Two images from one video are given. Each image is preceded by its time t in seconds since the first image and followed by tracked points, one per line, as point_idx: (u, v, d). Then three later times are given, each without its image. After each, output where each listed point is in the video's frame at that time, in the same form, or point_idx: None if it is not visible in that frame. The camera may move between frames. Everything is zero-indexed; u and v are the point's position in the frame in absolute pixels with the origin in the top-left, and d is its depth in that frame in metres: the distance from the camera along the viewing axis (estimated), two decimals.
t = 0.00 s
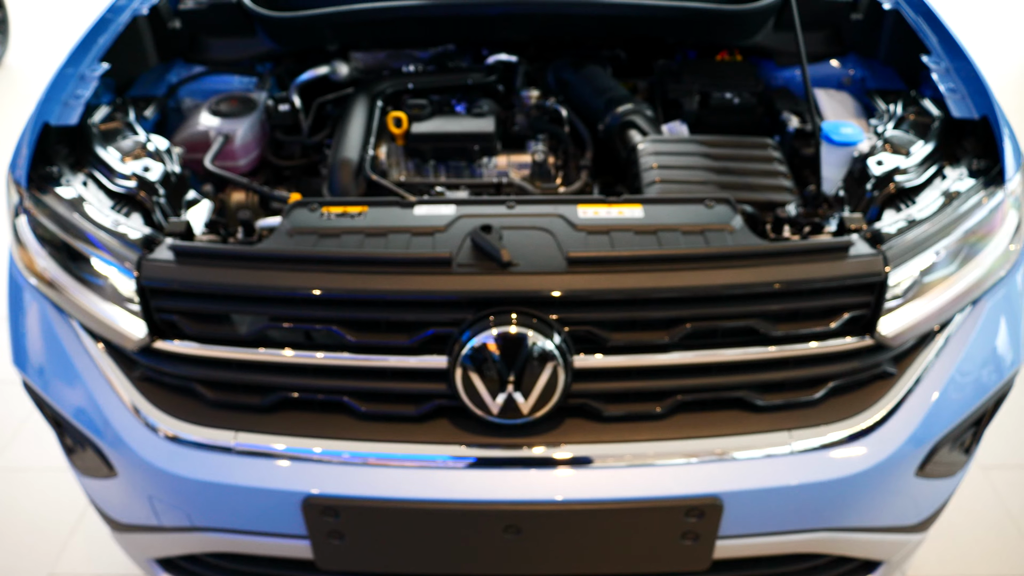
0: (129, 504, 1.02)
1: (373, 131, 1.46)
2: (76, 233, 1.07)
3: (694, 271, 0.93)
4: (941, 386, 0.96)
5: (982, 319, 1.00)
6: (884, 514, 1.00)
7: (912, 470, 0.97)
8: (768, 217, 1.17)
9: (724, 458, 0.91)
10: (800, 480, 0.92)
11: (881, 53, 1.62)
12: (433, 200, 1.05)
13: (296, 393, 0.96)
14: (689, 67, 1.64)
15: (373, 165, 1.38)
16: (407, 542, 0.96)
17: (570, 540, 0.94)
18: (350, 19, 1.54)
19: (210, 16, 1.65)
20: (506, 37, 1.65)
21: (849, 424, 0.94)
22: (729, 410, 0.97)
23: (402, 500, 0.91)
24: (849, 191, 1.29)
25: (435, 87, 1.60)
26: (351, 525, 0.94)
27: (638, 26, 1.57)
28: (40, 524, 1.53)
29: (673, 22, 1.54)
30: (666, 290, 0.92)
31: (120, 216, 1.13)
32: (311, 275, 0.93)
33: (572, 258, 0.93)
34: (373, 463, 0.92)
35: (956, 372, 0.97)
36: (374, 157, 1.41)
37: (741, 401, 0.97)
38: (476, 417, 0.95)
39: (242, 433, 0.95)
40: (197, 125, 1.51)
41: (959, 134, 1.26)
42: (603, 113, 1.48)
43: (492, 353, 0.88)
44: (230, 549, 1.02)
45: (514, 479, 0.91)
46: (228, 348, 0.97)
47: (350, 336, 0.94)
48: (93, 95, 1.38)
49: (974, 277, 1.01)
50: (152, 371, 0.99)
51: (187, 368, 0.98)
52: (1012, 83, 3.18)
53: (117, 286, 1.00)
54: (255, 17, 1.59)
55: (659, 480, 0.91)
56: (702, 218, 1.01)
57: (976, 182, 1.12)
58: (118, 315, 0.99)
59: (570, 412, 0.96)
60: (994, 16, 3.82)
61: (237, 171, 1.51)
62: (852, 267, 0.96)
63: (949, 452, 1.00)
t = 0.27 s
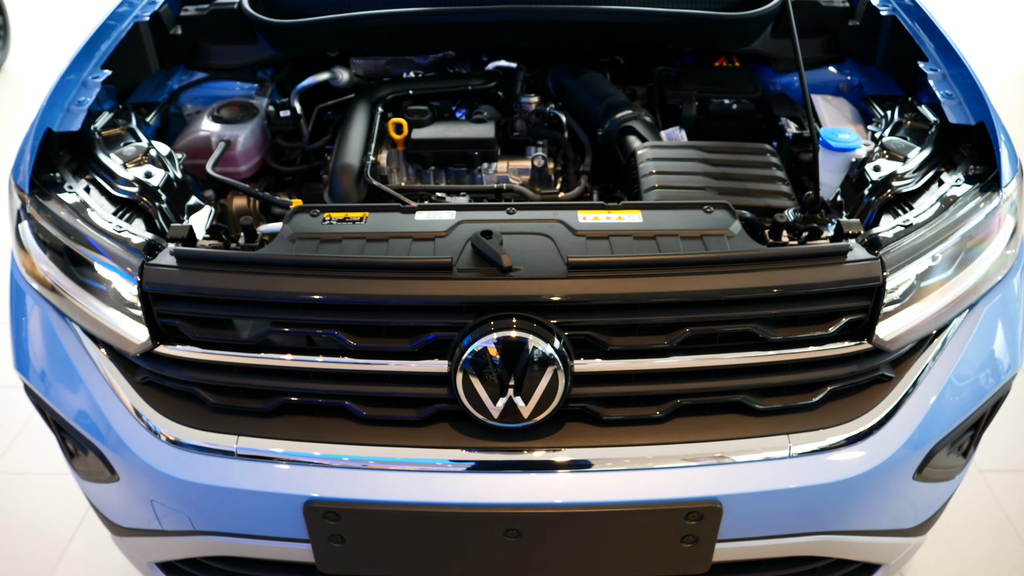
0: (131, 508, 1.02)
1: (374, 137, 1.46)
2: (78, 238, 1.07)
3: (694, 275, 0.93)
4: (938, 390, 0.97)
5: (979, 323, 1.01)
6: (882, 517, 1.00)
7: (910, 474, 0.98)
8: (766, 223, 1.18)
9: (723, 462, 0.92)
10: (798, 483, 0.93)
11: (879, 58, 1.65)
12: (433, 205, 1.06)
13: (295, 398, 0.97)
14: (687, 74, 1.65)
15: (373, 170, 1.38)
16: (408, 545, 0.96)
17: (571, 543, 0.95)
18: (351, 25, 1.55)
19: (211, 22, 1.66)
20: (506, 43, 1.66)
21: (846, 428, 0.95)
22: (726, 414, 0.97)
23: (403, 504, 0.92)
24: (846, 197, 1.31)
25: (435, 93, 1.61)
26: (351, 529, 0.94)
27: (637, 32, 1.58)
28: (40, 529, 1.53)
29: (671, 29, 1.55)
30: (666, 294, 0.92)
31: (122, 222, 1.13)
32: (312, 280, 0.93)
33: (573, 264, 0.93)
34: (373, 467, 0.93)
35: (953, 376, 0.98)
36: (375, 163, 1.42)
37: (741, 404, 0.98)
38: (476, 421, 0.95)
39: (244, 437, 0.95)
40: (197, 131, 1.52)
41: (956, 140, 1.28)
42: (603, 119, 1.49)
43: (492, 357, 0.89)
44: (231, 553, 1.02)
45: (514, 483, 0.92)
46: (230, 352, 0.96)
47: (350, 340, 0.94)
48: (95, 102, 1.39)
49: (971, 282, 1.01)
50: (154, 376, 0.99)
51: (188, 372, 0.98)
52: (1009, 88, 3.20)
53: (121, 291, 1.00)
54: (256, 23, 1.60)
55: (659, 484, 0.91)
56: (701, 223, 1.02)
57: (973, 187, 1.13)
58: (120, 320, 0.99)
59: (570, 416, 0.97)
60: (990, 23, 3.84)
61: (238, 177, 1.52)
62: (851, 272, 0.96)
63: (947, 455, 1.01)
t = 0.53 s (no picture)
0: (133, 513, 1.03)
1: (375, 143, 1.47)
2: (79, 243, 1.08)
3: (693, 281, 0.94)
4: (936, 395, 0.97)
5: (976, 328, 1.02)
6: (881, 521, 1.01)
7: (908, 478, 0.98)
8: (765, 228, 1.19)
9: (722, 466, 0.93)
10: (796, 487, 0.93)
11: (876, 65, 1.66)
12: (434, 211, 1.06)
13: (297, 403, 0.97)
14: (686, 80, 1.66)
15: (374, 176, 1.39)
16: (409, 550, 0.96)
17: (571, 548, 0.95)
18: (353, 32, 1.56)
19: (213, 28, 1.68)
20: (506, 49, 1.67)
21: (845, 433, 0.96)
22: (725, 418, 0.98)
23: (404, 509, 0.92)
24: (844, 203, 1.31)
25: (435, 100, 1.62)
26: (352, 534, 0.95)
27: (636, 39, 1.59)
28: (40, 535, 1.53)
29: (670, 35, 1.56)
30: (665, 300, 0.93)
31: (124, 227, 1.14)
32: (313, 286, 0.94)
33: (572, 269, 0.94)
34: (373, 471, 0.93)
35: (951, 380, 0.98)
36: (375, 169, 1.43)
37: (739, 409, 0.98)
38: (476, 426, 0.96)
39: (245, 442, 0.96)
40: (200, 137, 1.53)
41: (953, 145, 1.29)
42: (603, 125, 1.49)
43: (493, 362, 0.90)
44: (233, 557, 1.02)
45: (514, 487, 0.92)
46: (233, 357, 0.97)
47: (352, 345, 0.94)
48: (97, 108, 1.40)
49: (967, 287, 1.02)
50: (156, 381, 1.00)
51: (190, 378, 0.98)
52: (1006, 94, 3.21)
53: (122, 297, 1.00)
54: (258, 30, 1.61)
55: (658, 488, 0.92)
56: (701, 229, 1.03)
57: (969, 193, 1.14)
58: (122, 325, 0.99)
59: (570, 421, 0.97)
60: (986, 29, 3.86)
61: (240, 182, 1.53)
62: (849, 277, 0.97)
63: (945, 460, 1.02)
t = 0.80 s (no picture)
0: (135, 519, 1.03)
1: (375, 150, 1.48)
2: (82, 249, 1.08)
3: (693, 287, 0.95)
4: (934, 399, 0.98)
5: (973, 333, 1.02)
6: (880, 526, 1.01)
7: (907, 483, 0.99)
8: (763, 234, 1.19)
9: (721, 471, 0.93)
10: (794, 492, 0.94)
11: (873, 71, 1.67)
12: (435, 218, 1.07)
13: (298, 408, 0.98)
14: (685, 87, 1.67)
15: (375, 183, 1.40)
16: (410, 555, 0.97)
17: (572, 552, 0.96)
18: (355, 38, 1.57)
19: (216, 36, 1.69)
20: (506, 56, 1.68)
21: (843, 437, 0.96)
22: (723, 423, 0.99)
23: (405, 513, 0.93)
24: (841, 209, 1.31)
25: (436, 106, 1.63)
26: (353, 538, 0.95)
27: (636, 46, 1.60)
28: (40, 541, 1.53)
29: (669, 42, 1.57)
30: (665, 306, 0.93)
31: (127, 233, 1.14)
32: (315, 292, 0.95)
33: (572, 275, 0.95)
34: (373, 477, 0.94)
35: (948, 386, 0.99)
36: (376, 175, 1.44)
37: (739, 414, 0.99)
38: (477, 430, 0.96)
39: (247, 448, 0.96)
40: (201, 143, 1.53)
41: (950, 151, 1.30)
42: (603, 131, 1.50)
43: (493, 368, 0.90)
44: (235, 562, 1.03)
45: (514, 492, 0.93)
46: (234, 363, 0.97)
47: (354, 351, 0.95)
48: (100, 115, 1.41)
49: (964, 292, 1.03)
50: (158, 387, 1.00)
51: (192, 384, 0.99)
52: (1003, 100, 3.23)
53: (125, 303, 1.01)
54: (260, 38, 1.62)
55: (658, 493, 0.92)
56: (700, 235, 1.03)
57: (966, 199, 1.15)
58: (125, 331, 1.00)
59: (570, 426, 0.98)
60: (984, 36, 3.88)
61: (242, 188, 1.54)
62: (847, 283, 0.97)
63: (943, 464, 1.02)
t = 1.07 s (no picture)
0: (137, 525, 1.04)
1: (377, 157, 1.49)
2: (85, 256, 1.09)
3: (692, 294, 0.95)
4: (932, 405, 0.99)
5: (971, 339, 1.03)
6: (878, 531, 1.02)
7: (905, 488, 0.99)
8: (762, 241, 1.20)
9: (721, 477, 0.94)
10: (793, 498, 0.94)
11: (870, 78, 1.68)
12: (436, 225, 1.08)
13: (299, 415, 0.98)
14: (683, 95, 1.68)
15: (377, 191, 1.41)
16: (411, 561, 0.97)
17: (572, 558, 0.96)
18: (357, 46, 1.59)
19: (218, 44, 1.69)
20: (506, 64, 1.69)
21: (842, 443, 0.97)
22: (723, 429, 0.99)
23: (406, 519, 0.93)
24: (840, 216, 1.33)
25: (436, 114, 1.64)
26: (355, 544, 0.95)
27: (635, 54, 1.62)
28: (41, 548, 1.53)
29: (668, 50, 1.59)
30: (665, 313, 0.94)
31: (130, 241, 1.15)
32: (317, 299, 0.95)
33: (573, 283, 0.95)
34: (373, 482, 0.94)
35: (946, 392, 1.00)
36: (377, 182, 1.46)
37: (738, 420, 1.00)
38: (478, 436, 0.97)
39: (250, 454, 0.97)
40: (203, 151, 1.54)
41: (946, 159, 1.31)
42: (602, 138, 1.51)
43: (494, 374, 0.91)
44: (237, 568, 1.03)
45: (514, 498, 0.93)
46: (237, 370, 0.98)
47: (356, 358, 0.96)
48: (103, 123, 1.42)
49: (961, 299, 1.04)
50: (161, 394, 1.01)
51: (194, 390, 1.00)
52: (1000, 108, 3.25)
53: (128, 310, 1.01)
54: (262, 46, 1.64)
55: (658, 499, 0.93)
56: (698, 242, 1.04)
57: (963, 206, 1.16)
58: (128, 338, 1.00)
59: (570, 433, 0.98)
60: (980, 44, 3.91)
61: (243, 196, 1.55)
62: (844, 290, 0.98)
63: (941, 470, 1.03)
